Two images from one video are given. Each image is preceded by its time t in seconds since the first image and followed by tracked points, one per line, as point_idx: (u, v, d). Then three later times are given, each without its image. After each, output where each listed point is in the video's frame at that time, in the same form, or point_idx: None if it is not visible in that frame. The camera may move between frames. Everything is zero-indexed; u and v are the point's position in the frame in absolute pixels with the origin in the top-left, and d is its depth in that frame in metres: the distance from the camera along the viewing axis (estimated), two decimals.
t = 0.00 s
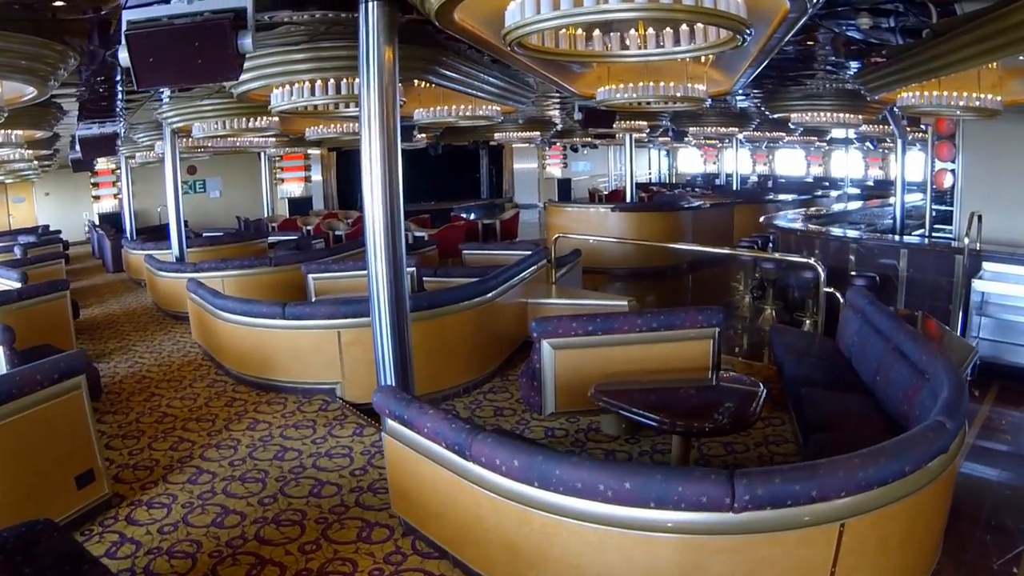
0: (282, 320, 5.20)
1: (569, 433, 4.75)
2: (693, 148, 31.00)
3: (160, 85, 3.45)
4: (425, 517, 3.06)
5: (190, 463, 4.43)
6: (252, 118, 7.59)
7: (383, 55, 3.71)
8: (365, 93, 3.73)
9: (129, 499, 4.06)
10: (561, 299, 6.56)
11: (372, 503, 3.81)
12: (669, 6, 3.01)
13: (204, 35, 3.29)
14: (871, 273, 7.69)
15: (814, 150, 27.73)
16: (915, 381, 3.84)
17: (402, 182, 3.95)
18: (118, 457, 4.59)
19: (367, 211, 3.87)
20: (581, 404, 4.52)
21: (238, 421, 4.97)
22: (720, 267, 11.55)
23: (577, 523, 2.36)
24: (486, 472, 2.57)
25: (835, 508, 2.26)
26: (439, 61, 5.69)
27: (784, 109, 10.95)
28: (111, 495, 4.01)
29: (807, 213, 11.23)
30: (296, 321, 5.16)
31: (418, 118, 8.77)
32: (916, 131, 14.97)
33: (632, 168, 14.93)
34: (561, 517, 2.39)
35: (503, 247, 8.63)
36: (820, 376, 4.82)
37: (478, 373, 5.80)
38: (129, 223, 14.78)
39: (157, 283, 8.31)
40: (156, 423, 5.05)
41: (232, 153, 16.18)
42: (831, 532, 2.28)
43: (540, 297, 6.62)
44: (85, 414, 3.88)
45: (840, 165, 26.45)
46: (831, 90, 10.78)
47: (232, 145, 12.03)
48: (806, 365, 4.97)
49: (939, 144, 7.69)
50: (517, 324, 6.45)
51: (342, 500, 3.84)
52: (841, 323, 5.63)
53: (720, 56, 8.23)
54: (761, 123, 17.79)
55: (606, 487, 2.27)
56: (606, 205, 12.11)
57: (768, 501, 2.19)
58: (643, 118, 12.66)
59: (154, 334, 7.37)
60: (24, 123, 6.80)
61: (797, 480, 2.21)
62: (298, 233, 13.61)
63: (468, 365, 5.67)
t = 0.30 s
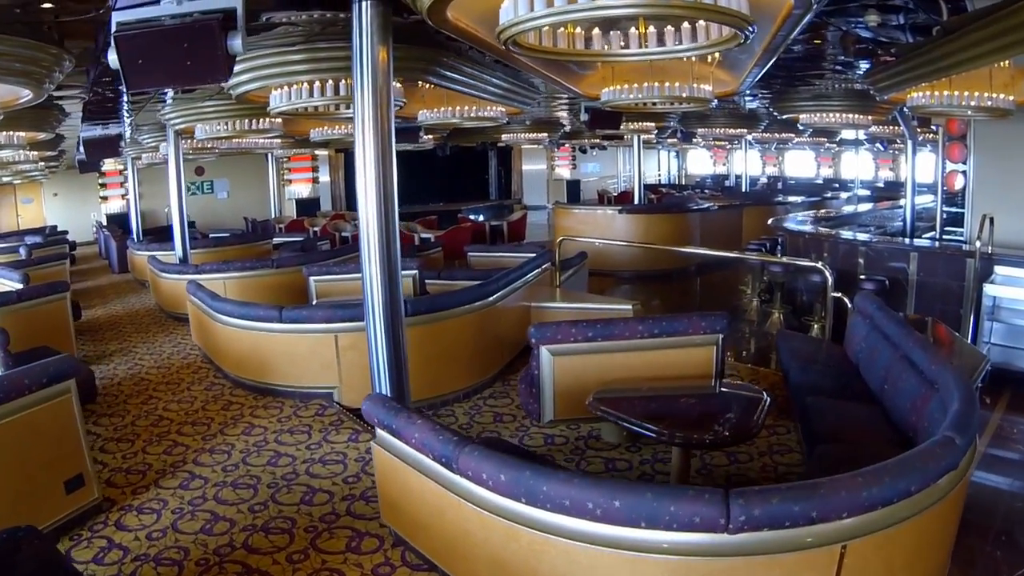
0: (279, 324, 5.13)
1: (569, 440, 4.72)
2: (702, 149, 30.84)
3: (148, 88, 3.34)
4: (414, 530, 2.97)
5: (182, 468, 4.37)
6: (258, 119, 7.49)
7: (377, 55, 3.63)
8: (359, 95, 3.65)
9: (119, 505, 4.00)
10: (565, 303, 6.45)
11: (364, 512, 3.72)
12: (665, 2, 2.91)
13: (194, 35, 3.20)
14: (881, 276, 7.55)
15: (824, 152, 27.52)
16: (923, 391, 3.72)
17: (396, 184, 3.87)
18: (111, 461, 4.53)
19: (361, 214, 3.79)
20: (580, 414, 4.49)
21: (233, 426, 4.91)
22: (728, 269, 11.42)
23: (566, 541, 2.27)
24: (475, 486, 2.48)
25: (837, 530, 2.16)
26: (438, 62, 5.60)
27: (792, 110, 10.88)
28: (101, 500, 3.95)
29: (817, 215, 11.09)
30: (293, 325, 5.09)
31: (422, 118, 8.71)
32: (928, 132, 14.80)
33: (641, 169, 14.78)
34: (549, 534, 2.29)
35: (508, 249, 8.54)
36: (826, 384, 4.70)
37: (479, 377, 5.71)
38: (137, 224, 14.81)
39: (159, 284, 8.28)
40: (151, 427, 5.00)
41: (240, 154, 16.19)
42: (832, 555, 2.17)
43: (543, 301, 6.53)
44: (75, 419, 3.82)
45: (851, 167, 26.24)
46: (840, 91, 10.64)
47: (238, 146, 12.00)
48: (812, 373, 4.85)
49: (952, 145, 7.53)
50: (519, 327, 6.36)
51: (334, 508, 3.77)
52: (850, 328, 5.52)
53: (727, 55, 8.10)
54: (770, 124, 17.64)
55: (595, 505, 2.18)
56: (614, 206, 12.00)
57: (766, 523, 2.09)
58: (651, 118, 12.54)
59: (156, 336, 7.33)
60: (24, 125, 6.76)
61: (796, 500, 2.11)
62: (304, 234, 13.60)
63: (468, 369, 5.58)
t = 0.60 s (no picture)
0: (277, 326, 5.07)
1: (572, 445, 4.66)
2: (712, 150, 30.71)
3: (138, 86, 3.30)
4: (407, 540, 2.89)
5: (179, 473, 4.31)
6: (259, 120, 7.45)
7: (373, 54, 3.55)
8: (354, 95, 3.58)
9: (113, 510, 3.94)
10: (570, 305, 6.36)
11: (359, 518, 3.65)
12: None
13: (184, 34, 3.16)
14: (891, 279, 7.42)
15: (834, 152, 27.33)
16: (934, 398, 3.62)
17: (393, 186, 3.79)
18: (107, 465, 4.48)
19: (357, 216, 3.72)
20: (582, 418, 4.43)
21: (231, 429, 4.85)
22: (736, 271, 11.32)
23: (559, 556, 2.18)
24: (466, 497, 2.40)
25: (841, 547, 2.06)
26: (439, 60, 5.53)
27: (801, 110, 10.81)
28: (95, 505, 3.89)
29: (826, 216, 10.96)
30: (291, 327, 5.03)
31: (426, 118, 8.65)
32: (940, 133, 14.63)
33: (650, 169, 14.67)
34: (541, 548, 2.21)
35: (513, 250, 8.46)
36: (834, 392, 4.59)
37: (482, 381, 5.64)
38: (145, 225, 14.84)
39: (163, 285, 8.26)
40: (149, 430, 4.95)
41: (248, 155, 16.22)
42: (837, 573, 2.07)
43: (548, 302, 6.45)
44: (68, 423, 3.77)
45: (861, 167, 26.05)
46: (851, 91, 10.52)
47: (244, 146, 11.99)
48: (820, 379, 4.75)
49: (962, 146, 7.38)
50: (523, 329, 6.28)
51: (328, 514, 3.70)
52: (859, 332, 5.41)
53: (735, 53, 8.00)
54: (780, 124, 17.51)
55: (588, 518, 2.09)
56: (621, 207, 11.92)
57: (766, 539, 2.00)
58: (659, 119, 12.45)
59: (158, 338, 7.29)
60: (25, 127, 6.76)
61: (798, 516, 2.01)
62: (311, 235, 13.59)
63: (471, 372, 5.51)
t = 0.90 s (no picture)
0: (276, 330, 4.98)
1: (574, 453, 4.59)
2: (719, 152, 30.58)
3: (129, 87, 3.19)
4: (400, 554, 2.79)
5: (173, 480, 4.23)
6: (260, 120, 7.37)
7: (369, 53, 3.46)
8: (350, 95, 3.48)
9: (106, 518, 3.85)
10: (575, 309, 6.26)
11: (354, 528, 3.56)
12: None
13: (175, 31, 3.07)
14: (900, 282, 7.29)
15: (842, 154, 27.18)
16: (948, 408, 3.51)
17: (391, 188, 3.70)
18: (101, 471, 4.39)
19: (354, 219, 3.63)
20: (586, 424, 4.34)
21: (228, 435, 4.76)
22: (743, 274, 11.19)
23: None
24: (459, 511, 2.30)
25: (851, 568, 1.96)
26: (442, 60, 5.45)
27: (809, 111, 10.82)
28: (87, 513, 3.80)
29: (834, 218, 10.83)
30: (290, 331, 4.94)
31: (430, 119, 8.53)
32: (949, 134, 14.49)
33: (656, 171, 14.54)
34: (537, 567, 2.11)
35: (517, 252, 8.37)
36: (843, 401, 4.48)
37: (485, 386, 5.55)
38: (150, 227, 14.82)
39: (164, 288, 8.20)
40: (144, 435, 4.86)
41: (253, 157, 16.20)
42: None
43: (552, 306, 6.36)
44: (58, 430, 3.69)
45: (869, 170, 25.89)
46: (860, 92, 10.40)
47: (249, 148, 11.93)
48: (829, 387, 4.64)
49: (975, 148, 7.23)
50: (527, 332, 6.18)
51: (323, 524, 3.60)
52: (869, 337, 5.30)
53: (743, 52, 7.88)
54: (788, 126, 17.39)
55: (585, 537, 1.99)
56: (627, 209, 11.82)
57: (773, 560, 1.89)
58: (665, 120, 12.35)
59: (159, 341, 7.23)
60: (25, 128, 6.70)
61: (806, 536, 1.91)
62: (316, 237, 13.55)
63: (474, 377, 5.41)
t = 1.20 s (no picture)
0: (273, 338, 4.87)
1: (578, 466, 4.48)
2: (726, 156, 30.44)
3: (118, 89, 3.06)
4: None
5: (165, 491, 4.12)
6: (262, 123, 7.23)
7: (367, 54, 3.34)
8: (348, 98, 3.36)
9: (94, 531, 3.73)
10: (580, 317, 6.15)
11: (349, 545, 3.44)
12: None
13: (167, 31, 2.96)
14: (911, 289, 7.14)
15: (850, 158, 27.03)
16: (965, 424, 3.37)
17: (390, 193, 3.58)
18: (92, 481, 4.28)
19: (351, 225, 3.51)
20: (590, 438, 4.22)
21: (223, 445, 4.65)
22: (751, 280, 11.05)
23: None
24: (453, 538, 2.18)
25: None
26: (445, 62, 5.34)
27: (817, 114, 10.58)
28: (75, 526, 3.69)
29: (842, 223, 10.69)
30: (287, 339, 4.82)
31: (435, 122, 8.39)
32: (959, 138, 14.33)
33: (664, 175, 14.42)
34: None
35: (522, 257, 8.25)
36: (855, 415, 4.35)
37: (488, 395, 5.43)
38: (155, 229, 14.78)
39: (165, 291, 8.11)
40: (138, 444, 4.76)
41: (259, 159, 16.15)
42: None
43: (557, 313, 6.24)
44: (45, 441, 3.58)
45: (877, 173, 25.72)
46: (871, 95, 10.27)
47: (253, 150, 11.88)
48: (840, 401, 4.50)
49: (983, 151, 7.18)
50: (531, 340, 6.07)
51: (318, 541, 3.49)
52: (880, 347, 5.16)
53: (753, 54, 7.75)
54: (796, 129, 17.24)
55: (586, 570, 1.86)
56: (634, 214, 11.70)
57: None
58: (673, 123, 12.22)
59: (158, 345, 7.14)
60: (27, 128, 6.62)
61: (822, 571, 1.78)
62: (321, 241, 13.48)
63: (476, 386, 5.30)
